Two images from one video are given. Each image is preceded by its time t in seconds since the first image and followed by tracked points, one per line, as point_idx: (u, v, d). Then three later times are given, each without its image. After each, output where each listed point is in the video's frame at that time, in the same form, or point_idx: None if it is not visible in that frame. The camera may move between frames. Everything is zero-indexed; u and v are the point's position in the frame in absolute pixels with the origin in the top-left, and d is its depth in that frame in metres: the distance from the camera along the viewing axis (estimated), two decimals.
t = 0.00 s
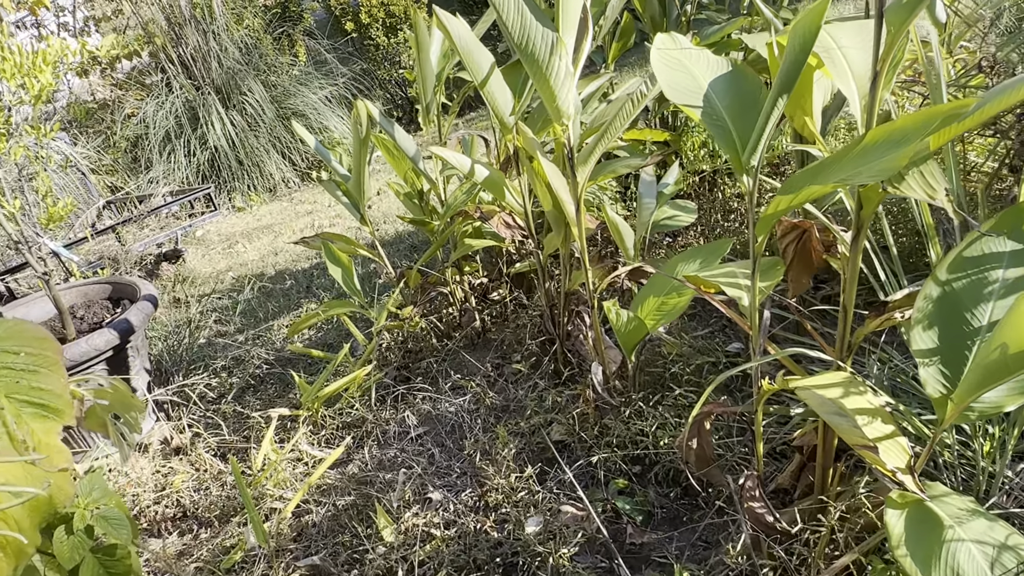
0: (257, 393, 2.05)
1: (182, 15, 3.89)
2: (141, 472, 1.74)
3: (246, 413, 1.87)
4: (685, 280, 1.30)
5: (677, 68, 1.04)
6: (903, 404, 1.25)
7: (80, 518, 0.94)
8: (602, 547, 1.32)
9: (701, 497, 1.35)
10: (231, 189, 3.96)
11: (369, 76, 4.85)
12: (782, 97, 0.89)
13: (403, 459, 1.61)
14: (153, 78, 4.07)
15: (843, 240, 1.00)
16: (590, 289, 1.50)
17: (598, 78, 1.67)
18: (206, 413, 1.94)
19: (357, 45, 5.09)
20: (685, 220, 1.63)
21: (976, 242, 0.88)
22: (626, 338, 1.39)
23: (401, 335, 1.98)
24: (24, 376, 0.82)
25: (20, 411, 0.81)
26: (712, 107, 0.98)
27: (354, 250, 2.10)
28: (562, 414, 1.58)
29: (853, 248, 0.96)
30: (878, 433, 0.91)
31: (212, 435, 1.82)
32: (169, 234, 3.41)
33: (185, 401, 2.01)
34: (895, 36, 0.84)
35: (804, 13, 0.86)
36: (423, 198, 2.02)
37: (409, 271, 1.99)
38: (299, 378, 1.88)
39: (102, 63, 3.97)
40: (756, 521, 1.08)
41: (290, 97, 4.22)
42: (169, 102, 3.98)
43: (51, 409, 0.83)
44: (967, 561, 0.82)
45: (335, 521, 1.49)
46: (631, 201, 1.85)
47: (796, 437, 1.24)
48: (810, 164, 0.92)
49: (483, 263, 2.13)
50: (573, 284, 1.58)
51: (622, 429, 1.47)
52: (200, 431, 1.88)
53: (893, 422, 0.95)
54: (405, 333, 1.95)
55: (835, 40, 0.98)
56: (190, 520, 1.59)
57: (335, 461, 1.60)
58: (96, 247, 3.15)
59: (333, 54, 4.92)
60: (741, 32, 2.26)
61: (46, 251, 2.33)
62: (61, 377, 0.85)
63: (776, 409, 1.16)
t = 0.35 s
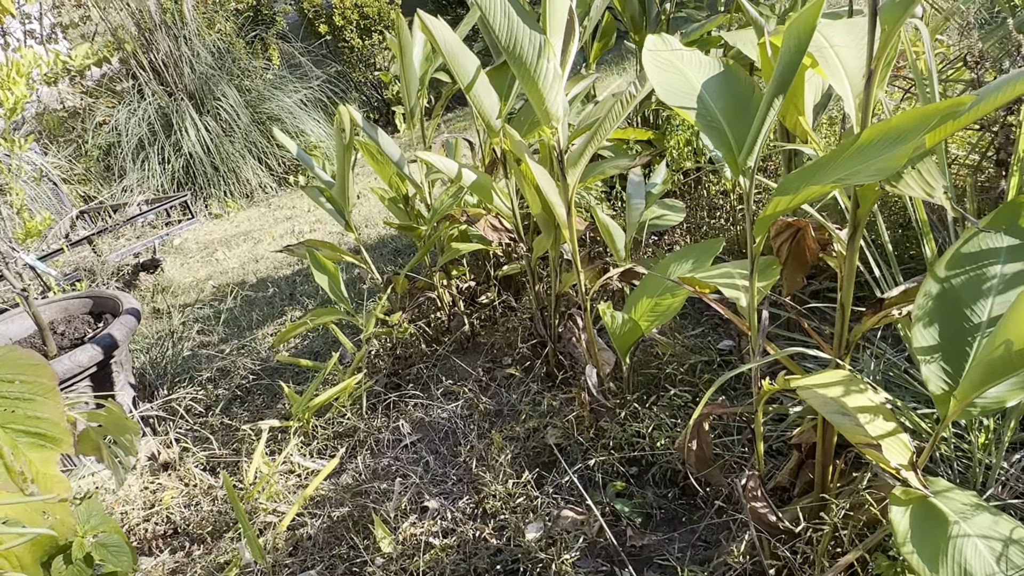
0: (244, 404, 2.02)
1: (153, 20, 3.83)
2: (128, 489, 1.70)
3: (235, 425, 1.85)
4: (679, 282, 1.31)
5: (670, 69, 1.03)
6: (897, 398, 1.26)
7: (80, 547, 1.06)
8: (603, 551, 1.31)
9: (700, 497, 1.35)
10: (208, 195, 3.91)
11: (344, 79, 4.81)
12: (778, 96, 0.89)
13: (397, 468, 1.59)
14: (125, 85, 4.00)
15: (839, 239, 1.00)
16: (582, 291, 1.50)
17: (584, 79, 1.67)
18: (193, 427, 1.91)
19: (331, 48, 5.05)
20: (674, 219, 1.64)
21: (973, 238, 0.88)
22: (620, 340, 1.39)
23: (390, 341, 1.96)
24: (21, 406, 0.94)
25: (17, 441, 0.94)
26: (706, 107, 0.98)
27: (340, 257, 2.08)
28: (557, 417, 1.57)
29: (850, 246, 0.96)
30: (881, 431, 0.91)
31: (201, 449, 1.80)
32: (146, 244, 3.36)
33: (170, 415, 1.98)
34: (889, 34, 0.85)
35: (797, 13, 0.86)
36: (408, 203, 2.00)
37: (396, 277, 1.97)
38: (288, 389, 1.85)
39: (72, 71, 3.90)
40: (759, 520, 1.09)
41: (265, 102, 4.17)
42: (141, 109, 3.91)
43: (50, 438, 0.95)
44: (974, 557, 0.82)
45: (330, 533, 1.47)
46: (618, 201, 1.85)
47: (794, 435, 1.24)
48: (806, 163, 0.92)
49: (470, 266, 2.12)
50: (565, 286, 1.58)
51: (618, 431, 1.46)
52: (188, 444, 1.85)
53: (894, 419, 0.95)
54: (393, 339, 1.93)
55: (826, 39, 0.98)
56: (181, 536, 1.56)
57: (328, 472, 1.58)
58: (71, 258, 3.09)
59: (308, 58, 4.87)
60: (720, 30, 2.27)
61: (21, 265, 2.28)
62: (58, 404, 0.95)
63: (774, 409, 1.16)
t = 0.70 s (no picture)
0: (230, 413, 1.99)
1: (120, 25, 3.77)
2: (114, 503, 1.67)
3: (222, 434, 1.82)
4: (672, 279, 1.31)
5: (662, 67, 1.03)
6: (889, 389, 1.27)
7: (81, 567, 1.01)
8: (602, 550, 1.31)
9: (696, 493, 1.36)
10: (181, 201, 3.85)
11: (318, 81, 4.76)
12: (774, 92, 0.89)
13: (390, 473, 1.58)
14: (93, 90, 3.92)
15: (834, 233, 1.01)
16: (573, 291, 1.49)
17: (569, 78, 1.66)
18: (179, 438, 1.88)
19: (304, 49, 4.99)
20: (662, 216, 1.64)
21: (969, 230, 0.89)
22: (614, 339, 1.39)
23: (377, 345, 1.94)
24: (21, 425, 0.89)
25: (18, 462, 0.90)
26: (701, 104, 0.98)
27: (324, 261, 2.06)
28: (550, 417, 1.57)
29: (847, 240, 0.96)
30: (882, 423, 0.92)
31: (188, 460, 1.77)
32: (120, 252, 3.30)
33: (154, 426, 1.95)
34: (883, 30, 0.85)
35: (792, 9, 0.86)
36: (392, 206, 1.98)
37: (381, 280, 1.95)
38: (276, 396, 1.83)
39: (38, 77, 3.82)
40: (760, 515, 1.10)
41: (236, 105, 4.11)
42: (111, 114, 3.84)
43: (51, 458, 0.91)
44: (978, 545, 0.83)
45: (325, 541, 1.45)
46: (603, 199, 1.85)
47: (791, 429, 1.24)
48: (802, 158, 0.93)
49: (456, 268, 2.11)
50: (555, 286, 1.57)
51: (613, 430, 1.46)
52: (174, 456, 1.82)
53: (894, 411, 0.95)
54: (381, 343, 1.92)
55: (819, 34, 0.98)
56: (170, 550, 1.54)
57: (320, 479, 1.56)
58: (43, 269, 3.02)
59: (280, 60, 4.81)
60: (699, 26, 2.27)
61: None
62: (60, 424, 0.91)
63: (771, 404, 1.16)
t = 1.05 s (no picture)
0: (214, 423, 1.96)
1: (86, 30, 3.70)
2: (97, 517, 1.63)
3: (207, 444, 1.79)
4: (663, 277, 1.31)
5: (655, 65, 1.03)
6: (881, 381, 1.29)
7: None
8: (600, 550, 1.31)
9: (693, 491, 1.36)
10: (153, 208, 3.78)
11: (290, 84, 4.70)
12: (770, 88, 0.89)
13: (382, 478, 1.56)
14: (59, 97, 3.84)
15: (828, 228, 1.01)
16: (563, 290, 1.49)
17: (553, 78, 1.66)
18: (163, 449, 1.85)
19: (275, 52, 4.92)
20: (648, 214, 1.65)
21: (963, 222, 0.90)
22: (607, 338, 1.38)
23: (363, 349, 1.92)
24: (20, 442, 0.76)
25: (17, 480, 0.78)
26: (694, 102, 0.98)
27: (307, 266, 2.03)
28: (542, 418, 1.56)
29: (841, 234, 0.97)
30: (880, 415, 0.92)
31: (174, 472, 1.73)
32: (93, 261, 3.24)
33: (136, 437, 1.91)
34: (877, 25, 0.85)
35: (787, 4, 0.86)
36: (376, 209, 1.96)
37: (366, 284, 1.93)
38: (263, 404, 1.80)
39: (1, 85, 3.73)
40: (759, 509, 1.09)
41: (207, 110, 4.04)
42: (78, 121, 3.76)
43: (53, 474, 0.79)
44: (980, 533, 0.84)
45: (319, 549, 1.43)
46: (588, 198, 1.85)
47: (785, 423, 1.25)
48: (797, 154, 0.93)
49: (440, 270, 2.09)
50: (545, 286, 1.57)
51: (606, 429, 1.46)
52: (158, 467, 1.78)
53: (892, 403, 0.96)
54: (368, 347, 1.90)
55: (809, 31, 0.99)
56: (159, 563, 1.51)
57: (311, 487, 1.54)
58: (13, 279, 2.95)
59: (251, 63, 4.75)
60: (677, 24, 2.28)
61: None
62: (59, 437, 0.78)
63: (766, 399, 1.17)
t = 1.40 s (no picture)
0: (195, 434, 1.92)
1: (50, 36, 3.62)
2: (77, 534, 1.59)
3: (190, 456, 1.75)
4: (652, 276, 1.31)
5: (645, 64, 1.03)
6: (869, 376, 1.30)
7: None
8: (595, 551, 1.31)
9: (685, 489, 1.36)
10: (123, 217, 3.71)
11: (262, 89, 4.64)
12: (762, 86, 0.89)
13: (371, 486, 1.55)
14: (23, 105, 3.76)
15: (820, 225, 1.02)
16: (551, 292, 1.48)
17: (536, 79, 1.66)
18: (144, 462, 1.81)
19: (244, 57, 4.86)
20: (633, 214, 1.65)
21: (954, 216, 0.92)
22: (597, 339, 1.38)
23: (347, 356, 1.90)
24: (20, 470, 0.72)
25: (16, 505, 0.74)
26: (686, 101, 0.98)
27: (288, 273, 2.01)
28: (532, 421, 1.56)
29: (834, 230, 0.98)
30: (876, 409, 0.93)
31: (156, 485, 1.70)
32: (62, 272, 3.17)
33: (115, 451, 1.87)
34: (867, 21, 0.85)
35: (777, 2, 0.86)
36: (357, 214, 1.94)
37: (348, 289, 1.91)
38: (246, 414, 1.77)
39: None
40: (755, 505, 1.10)
41: (176, 117, 3.97)
42: (43, 129, 3.68)
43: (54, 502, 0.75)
44: (977, 524, 0.85)
45: (309, 560, 1.41)
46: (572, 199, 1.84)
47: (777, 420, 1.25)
48: (788, 151, 0.93)
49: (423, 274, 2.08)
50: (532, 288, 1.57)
51: (597, 429, 1.46)
52: (139, 481, 1.74)
53: (886, 396, 0.97)
54: (352, 354, 1.88)
55: (798, 30, 1.00)
56: None
57: (298, 497, 1.51)
58: None
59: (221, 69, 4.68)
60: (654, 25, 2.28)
61: None
62: (55, 454, 0.87)
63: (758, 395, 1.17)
